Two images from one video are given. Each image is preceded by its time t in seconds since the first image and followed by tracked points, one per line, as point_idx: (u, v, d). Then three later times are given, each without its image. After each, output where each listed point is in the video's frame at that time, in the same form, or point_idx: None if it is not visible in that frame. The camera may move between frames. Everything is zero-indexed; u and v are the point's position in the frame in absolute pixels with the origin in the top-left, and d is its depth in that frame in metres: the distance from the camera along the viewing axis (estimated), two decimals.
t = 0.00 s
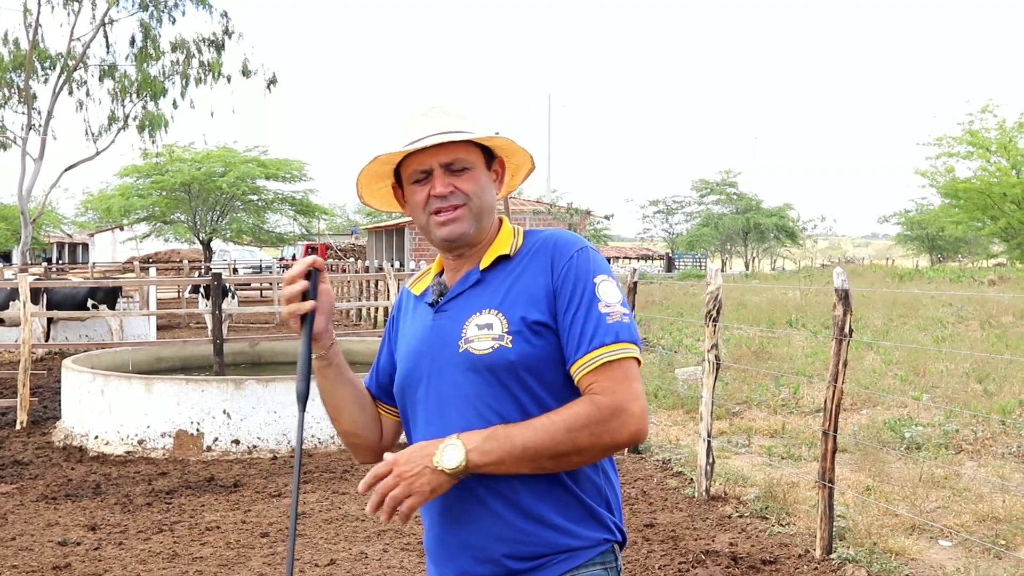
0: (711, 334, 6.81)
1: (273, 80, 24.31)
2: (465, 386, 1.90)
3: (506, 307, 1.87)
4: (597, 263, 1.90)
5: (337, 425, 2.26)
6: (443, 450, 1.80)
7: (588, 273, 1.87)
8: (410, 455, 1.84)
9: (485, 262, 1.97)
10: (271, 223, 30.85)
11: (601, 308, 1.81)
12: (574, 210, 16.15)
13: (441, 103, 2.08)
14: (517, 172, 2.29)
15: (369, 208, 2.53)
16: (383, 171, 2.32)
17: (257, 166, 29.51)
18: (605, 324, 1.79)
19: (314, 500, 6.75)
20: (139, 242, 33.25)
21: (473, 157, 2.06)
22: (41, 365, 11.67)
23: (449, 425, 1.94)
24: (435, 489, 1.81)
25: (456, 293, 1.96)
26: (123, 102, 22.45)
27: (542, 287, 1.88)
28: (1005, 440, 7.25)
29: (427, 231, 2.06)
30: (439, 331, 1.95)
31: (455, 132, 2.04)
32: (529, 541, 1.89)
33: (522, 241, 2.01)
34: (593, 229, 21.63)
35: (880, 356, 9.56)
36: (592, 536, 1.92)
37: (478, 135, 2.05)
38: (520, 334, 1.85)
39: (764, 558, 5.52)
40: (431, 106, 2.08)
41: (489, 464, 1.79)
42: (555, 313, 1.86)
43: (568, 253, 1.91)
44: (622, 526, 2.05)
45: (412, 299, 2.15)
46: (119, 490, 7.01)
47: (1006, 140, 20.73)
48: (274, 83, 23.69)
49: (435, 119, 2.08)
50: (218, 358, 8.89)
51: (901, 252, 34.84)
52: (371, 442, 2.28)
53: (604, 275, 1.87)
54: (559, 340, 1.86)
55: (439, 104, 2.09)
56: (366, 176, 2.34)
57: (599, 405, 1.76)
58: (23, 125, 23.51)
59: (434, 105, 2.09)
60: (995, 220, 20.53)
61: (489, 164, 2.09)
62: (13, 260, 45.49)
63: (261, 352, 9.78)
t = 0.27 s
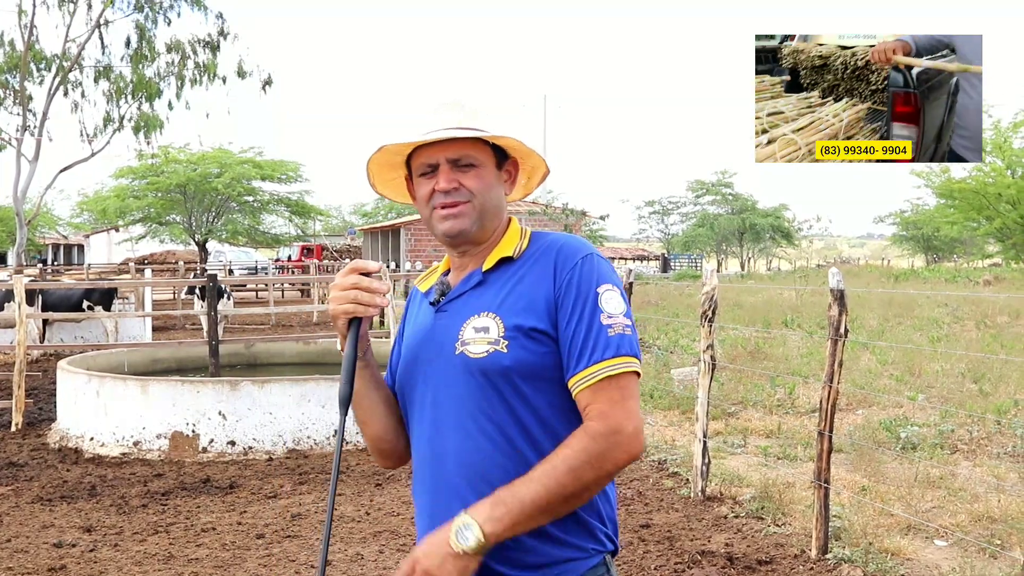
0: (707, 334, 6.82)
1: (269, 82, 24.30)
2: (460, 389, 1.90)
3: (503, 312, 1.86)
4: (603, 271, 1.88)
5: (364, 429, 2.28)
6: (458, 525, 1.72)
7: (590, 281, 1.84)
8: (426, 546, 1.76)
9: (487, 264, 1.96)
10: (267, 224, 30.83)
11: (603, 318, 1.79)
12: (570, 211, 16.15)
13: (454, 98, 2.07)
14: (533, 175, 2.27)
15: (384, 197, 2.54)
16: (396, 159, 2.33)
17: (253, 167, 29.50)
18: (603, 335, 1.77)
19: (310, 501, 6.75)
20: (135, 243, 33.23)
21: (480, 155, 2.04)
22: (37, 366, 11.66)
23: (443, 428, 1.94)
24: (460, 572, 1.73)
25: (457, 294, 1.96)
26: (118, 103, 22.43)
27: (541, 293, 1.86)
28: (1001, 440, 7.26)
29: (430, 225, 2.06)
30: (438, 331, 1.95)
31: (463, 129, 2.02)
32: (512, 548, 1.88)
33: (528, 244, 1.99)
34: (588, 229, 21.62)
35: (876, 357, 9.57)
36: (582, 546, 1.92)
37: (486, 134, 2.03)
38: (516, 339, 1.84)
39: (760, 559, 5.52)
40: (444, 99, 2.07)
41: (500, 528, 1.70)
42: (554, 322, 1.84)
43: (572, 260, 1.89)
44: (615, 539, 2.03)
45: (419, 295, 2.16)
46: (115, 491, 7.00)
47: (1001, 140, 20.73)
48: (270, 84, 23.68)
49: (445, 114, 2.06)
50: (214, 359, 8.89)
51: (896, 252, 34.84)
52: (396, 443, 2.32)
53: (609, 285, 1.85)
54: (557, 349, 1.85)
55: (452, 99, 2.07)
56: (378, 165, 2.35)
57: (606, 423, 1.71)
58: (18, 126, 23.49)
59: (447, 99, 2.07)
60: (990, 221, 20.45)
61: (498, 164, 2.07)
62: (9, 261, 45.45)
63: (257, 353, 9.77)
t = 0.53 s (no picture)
0: (700, 335, 6.82)
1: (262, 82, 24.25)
2: (464, 393, 1.92)
3: (510, 318, 1.88)
4: (616, 280, 1.89)
5: (368, 421, 2.31)
6: None
7: (602, 291, 1.86)
8: None
9: (495, 266, 1.97)
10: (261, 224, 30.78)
11: (614, 332, 1.82)
12: (563, 211, 16.13)
13: (467, 92, 2.06)
14: (547, 174, 2.26)
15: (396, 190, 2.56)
16: (407, 149, 2.35)
17: (247, 167, 29.45)
18: (614, 350, 1.81)
19: (304, 501, 6.74)
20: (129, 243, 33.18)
21: (486, 151, 2.04)
22: (29, 367, 11.65)
23: (446, 432, 1.96)
24: None
25: (463, 295, 1.98)
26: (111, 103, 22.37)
27: (551, 301, 1.88)
28: (994, 440, 7.27)
29: (436, 220, 2.07)
30: (444, 332, 1.97)
31: (473, 123, 2.02)
32: (509, 554, 1.88)
33: (537, 246, 2.00)
34: (582, 229, 21.57)
35: (869, 357, 9.58)
36: (585, 556, 1.91)
37: (496, 131, 2.02)
38: (522, 346, 1.86)
39: (753, 559, 5.52)
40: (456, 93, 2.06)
41: None
42: (562, 331, 1.86)
43: (585, 266, 1.89)
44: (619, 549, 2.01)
45: (426, 294, 2.18)
46: (108, 492, 6.99)
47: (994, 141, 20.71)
48: (264, 84, 23.61)
49: (457, 107, 2.06)
50: (208, 359, 8.88)
51: (890, 252, 34.78)
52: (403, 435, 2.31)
53: (623, 295, 1.87)
54: (563, 357, 1.87)
55: (465, 93, 2.06)
56: (387, 154, 2.38)
57: (640, 450, 1.81)
58: (11, 126, 23.42)
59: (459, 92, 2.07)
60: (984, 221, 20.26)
61: (507, 162, 2.06)
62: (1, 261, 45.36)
63: (251, 354, 9.76)
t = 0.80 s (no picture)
0: (697, 332, 6.82)
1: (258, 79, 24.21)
2: (474, 393, 1.92)
3: (527, 319, 1.88)
4: (637, 286, 1.90)
5: (370, 416, 2.31)
6: None
7: (627, 296, 1.87)
8: None
9: (510, 264, 1.98)
10: (256, 222, 30.76)
11: (642, 336, 1.84)
12: (559, 208, 16.14)
13: (485, 85, 2.05)
14: (568, 170, 2.24)
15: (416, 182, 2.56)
16: (423, 139, 2.35)
17: (242, 165, 29.42)
18: (646, 353, 1.84)
19: (300, 499, 6.74)
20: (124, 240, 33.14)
21: (496, 144, 2.02)
22: (25, 363, 11.64)
23: (453, 431, 1.96)
24: None
25: (476, 292, 1.99)
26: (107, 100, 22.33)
27: (570, 305, 1.88)
28: (989, 438, 7.29)
29: (448, 214, 2.07)
30: (456, 330, 1.97)
31: (485, 118, 2.01)
32: (512, 556, 1.89)
33: (554, 246, 1.99)
34: (578, 227, 21.58)
35: (865, 355, 9.60)
36: (589, 560, 1.92)
37: (510, 126, 2.01)
38: (537, 349, 1.86)
39: (749, 556, 5.53)
40: (473, 86, 2.05)
41: None
42: (582, 334, 1.87)
43: (606, 270, 1.89)
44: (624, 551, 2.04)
45: (436, 286, 2.18)
46: (103, 489, 6.98)
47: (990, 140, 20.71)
48: (259, 81, 23.56)
49: (472, 100, 2.05)
50: (203, 357, 8.87)
51: (886, 251, 34.76)
52: (404, 430, 2.30)
53: (649, 298, 1.90)
54: (581, 362, 1.87)
55: (483, 86, 2.05)
56: (405, 144, 2.39)
57: (692, 444, 1.85)
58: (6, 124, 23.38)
59: (477, 85, 2.06)
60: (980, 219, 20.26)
61: (521, 157, 2.04)
62: None
63: (247, 351, 9.76)
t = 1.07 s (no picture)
0: (693, 332, 6.83)
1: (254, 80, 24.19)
2: (490, 396, 1.91)
3: (548, 324, 1.88)
4: (657, 296, 1.92)
5: (364, 415, 2.30)
6: None
7: (647, 307, 1.89)
8: None
9: (530, 266, 1.98)
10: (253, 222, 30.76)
11: (659, 348, 1.87)
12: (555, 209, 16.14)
13: (509, 82, 2.05)
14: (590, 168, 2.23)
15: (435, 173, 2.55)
16: (444, 132, 2.34)
17: (239, 165, 29.40)
18: (658, 367, 1.87)
19: (295, 500, 6.74)
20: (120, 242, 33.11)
21: (517, 141, 2.01)
22: (20, 365, 11.63)
23: (467, 432, 1.95)
24: None
25: (495, 292, 1.98)
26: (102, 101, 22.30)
27: (591, 311, 1.89)
28: (985, 438, 7.30)
29: (465, 210, 2.07)
30: (472, 330, 1.97)
31: (508, 114, 2.00)
32: (524, 560, 1.89)
33: (574, 250, 2.00)
34: (574, 227, 21.57)
35: (861, 355, 9.61)
36: (601, 565, 1.92)
37: (532, 124, 2.00)
38: (558, 355, 1.86)
39: (745, 556, 5.53)
40: (497, 81, 2.05)
41: None
42: (601, 342, 1.88)
43: (628, 279, 1.91)
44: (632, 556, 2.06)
45: (447, 280, 2.17)
46: (99, 490, 6.98)
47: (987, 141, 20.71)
48: (256, 82, 23.55)
49: (496, 95, 2.05)
50: (199, 358, 8.87)
51: (882, 251, 34.76)
52: (399, 428, 2.34)
53: (666, 309, 1.92)
54: (598, 368, 1.89)
55: (507, 82, 2.05)
56: (426, 135, 2.39)
57: (687, 464, 1.88)
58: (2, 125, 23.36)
59: (501, 81, 2.05)
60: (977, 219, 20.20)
61: (542, 156, 2.04)
62: None
63: (243, 352, 9.76)
